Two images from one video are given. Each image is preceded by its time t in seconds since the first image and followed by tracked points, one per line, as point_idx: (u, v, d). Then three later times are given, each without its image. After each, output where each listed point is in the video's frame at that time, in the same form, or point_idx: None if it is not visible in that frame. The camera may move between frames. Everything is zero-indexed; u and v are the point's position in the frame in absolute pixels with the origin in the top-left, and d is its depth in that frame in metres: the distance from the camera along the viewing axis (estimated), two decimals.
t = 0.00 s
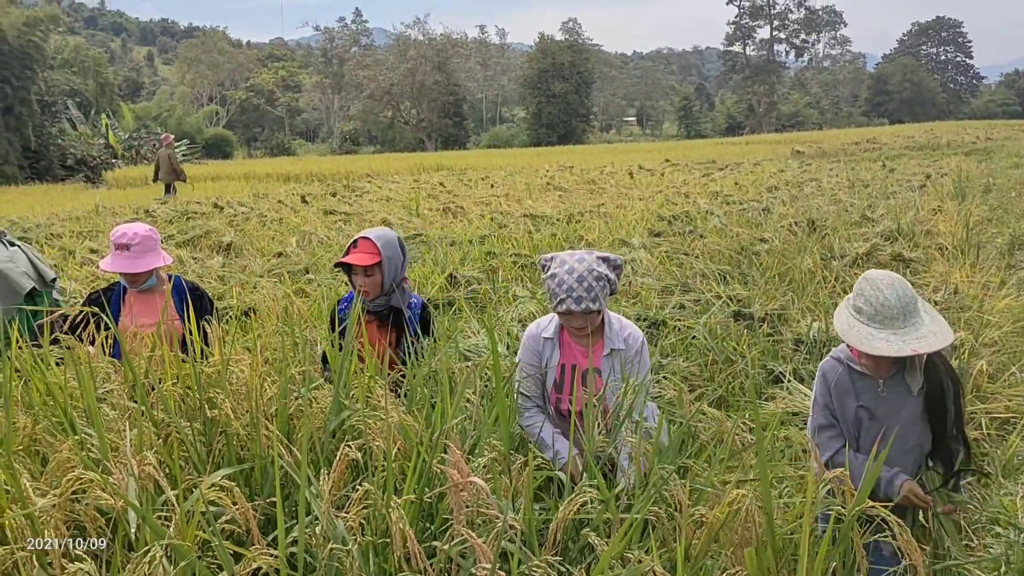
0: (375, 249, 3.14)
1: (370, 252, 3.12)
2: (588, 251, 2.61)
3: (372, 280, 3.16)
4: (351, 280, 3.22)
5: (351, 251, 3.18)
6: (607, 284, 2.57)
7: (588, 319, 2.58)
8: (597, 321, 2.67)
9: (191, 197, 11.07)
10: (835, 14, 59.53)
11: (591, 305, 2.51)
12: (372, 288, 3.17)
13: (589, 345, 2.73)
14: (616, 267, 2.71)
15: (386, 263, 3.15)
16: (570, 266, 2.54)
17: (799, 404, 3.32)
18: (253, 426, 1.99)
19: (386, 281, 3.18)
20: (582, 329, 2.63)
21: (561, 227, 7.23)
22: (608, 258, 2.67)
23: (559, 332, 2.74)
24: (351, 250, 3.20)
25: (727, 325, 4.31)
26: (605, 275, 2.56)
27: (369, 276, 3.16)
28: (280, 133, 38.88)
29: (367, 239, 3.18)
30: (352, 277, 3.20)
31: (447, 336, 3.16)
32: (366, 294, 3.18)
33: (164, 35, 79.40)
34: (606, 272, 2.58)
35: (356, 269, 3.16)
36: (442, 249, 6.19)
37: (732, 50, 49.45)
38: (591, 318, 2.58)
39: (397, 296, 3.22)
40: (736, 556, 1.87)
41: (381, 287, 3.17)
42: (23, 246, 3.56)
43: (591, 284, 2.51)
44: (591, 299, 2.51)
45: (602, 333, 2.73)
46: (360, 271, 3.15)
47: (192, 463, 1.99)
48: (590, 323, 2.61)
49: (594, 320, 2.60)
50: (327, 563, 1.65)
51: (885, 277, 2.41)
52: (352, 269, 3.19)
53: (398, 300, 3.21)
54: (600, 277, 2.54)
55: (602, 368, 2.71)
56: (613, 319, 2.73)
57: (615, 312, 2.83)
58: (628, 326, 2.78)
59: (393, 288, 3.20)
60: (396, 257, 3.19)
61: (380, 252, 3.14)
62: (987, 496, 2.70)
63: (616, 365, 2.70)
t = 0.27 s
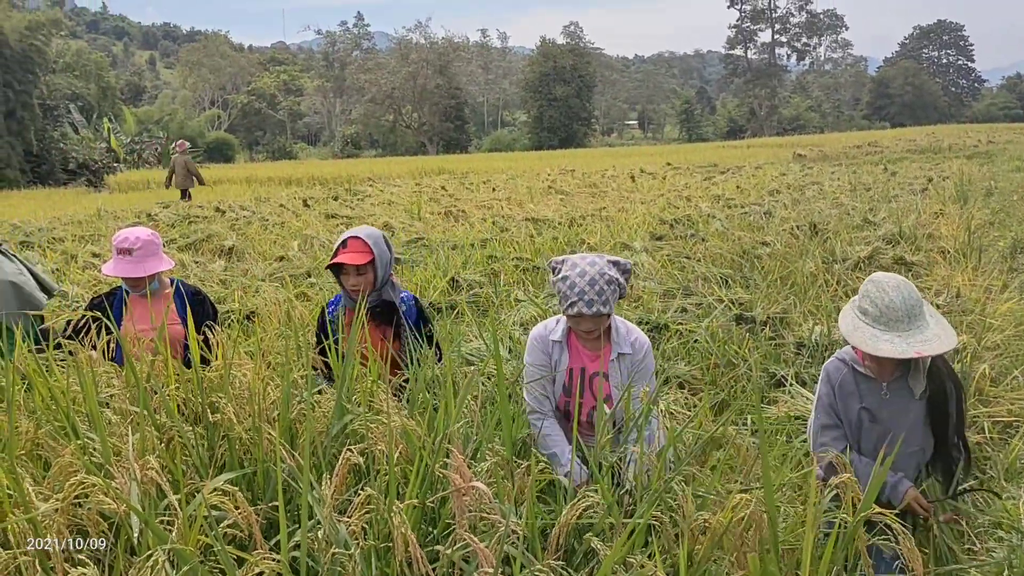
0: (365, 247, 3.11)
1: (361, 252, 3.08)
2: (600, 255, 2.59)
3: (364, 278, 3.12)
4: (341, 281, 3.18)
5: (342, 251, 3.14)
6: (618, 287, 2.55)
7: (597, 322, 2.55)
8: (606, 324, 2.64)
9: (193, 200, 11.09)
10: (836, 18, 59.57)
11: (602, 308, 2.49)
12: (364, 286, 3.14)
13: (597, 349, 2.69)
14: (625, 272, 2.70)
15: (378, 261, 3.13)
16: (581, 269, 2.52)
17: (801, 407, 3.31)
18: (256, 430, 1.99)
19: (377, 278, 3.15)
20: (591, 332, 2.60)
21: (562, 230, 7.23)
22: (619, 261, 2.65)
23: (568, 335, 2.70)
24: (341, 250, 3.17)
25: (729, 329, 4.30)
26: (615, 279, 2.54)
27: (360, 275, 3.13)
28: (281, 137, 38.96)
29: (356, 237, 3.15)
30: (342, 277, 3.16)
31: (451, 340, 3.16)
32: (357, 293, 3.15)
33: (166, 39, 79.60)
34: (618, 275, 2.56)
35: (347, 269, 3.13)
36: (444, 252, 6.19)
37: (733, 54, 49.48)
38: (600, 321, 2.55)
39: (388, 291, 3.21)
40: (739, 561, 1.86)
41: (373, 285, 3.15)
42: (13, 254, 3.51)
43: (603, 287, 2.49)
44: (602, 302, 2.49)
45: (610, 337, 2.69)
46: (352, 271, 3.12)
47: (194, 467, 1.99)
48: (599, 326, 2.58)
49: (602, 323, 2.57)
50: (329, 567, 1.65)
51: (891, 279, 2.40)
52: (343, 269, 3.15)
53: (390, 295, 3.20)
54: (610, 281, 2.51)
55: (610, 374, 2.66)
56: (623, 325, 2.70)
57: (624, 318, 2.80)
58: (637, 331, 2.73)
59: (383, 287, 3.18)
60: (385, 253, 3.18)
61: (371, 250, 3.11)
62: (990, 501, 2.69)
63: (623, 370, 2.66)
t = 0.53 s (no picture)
0: (368, 246, 3.14)
1: (367, 250, 3.10)
2: (626, 251, 2.60)
3: (365, 278, 3.13)
4: (339, 281, 3.14)
5: (344, 250, 3.12)
6: (640, 284, 2.56)
7: (613, 317, 2.56)
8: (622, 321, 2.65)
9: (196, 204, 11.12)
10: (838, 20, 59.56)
11: (621, 303, 2.50)
12: (363, 285, 3.14)
13: (608, 347, 2.70)
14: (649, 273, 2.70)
15: (378, 259, 3.17)
16: (606, 261, 2.53)
17: (804, 410, 3.30)
18: (259, 433, 1.98)
19: (376, 276, 3.18)
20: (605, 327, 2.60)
21: (565, 233, 7.24)
22: (644, 261, 2.65)
23: (580, 326, 2.71)
24: (340, 251, 3.13)
25: (731, 332, 4.30)
26: (639, 276, 2.55)
27: (362, 273, 3.13)
28: (284, 140, 39.03)
29: (356, 237, 3.16)
30: (342, 277, 3.12)
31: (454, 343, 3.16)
32: (355, 292, 3.14)
33: (168, 43, 79.74)
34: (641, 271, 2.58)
35: (350, 268, 3.11)
36: (446, 255, 6.20)
37: (736, 57, 49.49)
38: (617, 316, 2.56)
39: (383, 287, 3.21)
40: (741, 564, 1.85)
41: (373, 282, 3.15)
42: None
43: (626, 281, 2.50)
44: (622, 297, 2.50)
45: (622, 335, 2.70)
46: (355, 269, 3.11)
47: (197, 470, 1.99)
48: (616, 323, 2.59)
49: (619, 320, 2.58)
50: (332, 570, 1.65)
51: (896, 281, 2.40)
52: (343, 269, 3.12)
53: (384, 289, 3.19)
54: (634, 277, 2.52)
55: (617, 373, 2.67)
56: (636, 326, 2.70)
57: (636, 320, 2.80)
58: (649, 335, 2.73)
59: (379, 284, 3.19)
60: (382, 251, 3.21)
61: (373, 248, 3.15)
62: (993, 503, 2.68)
63: (632, 370, 2.66)
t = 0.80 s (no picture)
0: (390, 253, 3.12)
1: (391, 259, 3.09)
2: (632, 260, 2.61)
3: (383, 285, 3.12)
4: (357, 286, 3.09)
5: (369, 258, 3.06)
6: (647, 295, 2.57)
7: (622, 328, 2.57)
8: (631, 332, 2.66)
9: (199, 207, 11.13)
10: (840, 22, 59.52)
11: (628, 314, 2.51)
12: (380, 290, 3.13)
13: (621, 356, 2.71)
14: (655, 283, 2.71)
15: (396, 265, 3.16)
16: (610, 272, 2.54)
17: (808, 411, 3.29)
18: (263, 437, 1.98)
19: (390, 281, 3.18)
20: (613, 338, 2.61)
21: (567, 235, 7.24)
22: (652, 270, 2.66)
23: (592, 338, 2.71)
24: (366, 258, 3.06)
25: (734, 334, 4.29)
26: (646, 286, 2.55)
27: (382, 280, 3.12)
28: (286, 143, 39.08)
29: (378, 243, 3.11)
30: (363, 283, 3.08)
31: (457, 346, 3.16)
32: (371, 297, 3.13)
33: (171, 46, 79.92)
34: (649, 282, 2.58)
35: (375, 276, 3.07)
36: (449, 258, 6.20)
37: (738, 59, 49.48)
38: (625, 327, 2.57)
39: (392, 291, 3.21)
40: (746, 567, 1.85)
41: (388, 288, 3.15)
42: None
43: (632, 292, 2.51)
44: (630, 308, 2.50)
45: (633, 345, 2.71)
46: (378, 277, 3.08)
47: (201, 474, 1.99)
48: (624, 333, 2.60)
49: (626, 331, 2.59)
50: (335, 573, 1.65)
51: (894, 281, 2.39)
52: (366, 276, 3.07)
53: (394, 294, 3.19)
54: (639, 286, 2.53)
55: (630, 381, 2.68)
56: (648, 335, 2.71)
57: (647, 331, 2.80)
58: (661, 344, 2.74)
59: (391, 289, 3.19)
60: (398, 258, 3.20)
61: (393, 255, 3.14)
62: (998, 505, 2.66)
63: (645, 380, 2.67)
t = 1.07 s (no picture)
0: (407, 259, 3.14)
1: (408, 266, 3.11)
2: (659, 262, 2.64)
3: (397, 290, 3.15)
4: (372, 288, 3.12)
5: (387, 263, 3.08)
6: (670, 298, 2.61)
7: (641, 328, 2.63)
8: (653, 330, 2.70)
9: (199, 210, 11.15)
10: (840, 23, 59.56)
11: (647, 316, 2.56)
12: (394, 294, 3.17)
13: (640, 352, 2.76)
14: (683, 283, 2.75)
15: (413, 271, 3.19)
16: (636, 272, 2.59)
17: (809, 413, 3.28)
18: (263, 440, 1.98)
19: (405, 286, 3.21)
20: (632, 336, 2.67)
21: (568, 238, 7.24)
22: (679, 272, 2.69)
23: (611, 331, 2.79)
24: (384, 261, 3.08)
25: (735, 336, 4.29)
26: (669, 289, 2.59)
27: (397, 285, 3.15)
28: (286, 146, 39.14)
29: (398, 249, 3.13)
30: (378, 286, 3.11)
31: (456, 349, 3.15)
32: (385, 301, 3.17)
33: (172, 49, 80.09)
34: (673, 285, 2.62)
35: (390, 280, 3.10)
36: (449, 260, 6.20)
37: (738, 60, 49.50)
38: (644, 327, 2.62)
39: (406, 297, 3.23)
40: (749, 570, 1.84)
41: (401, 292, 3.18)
42: None
43: (653, 295, 2.55)
44: (648, 310, 2.55)
45: (653, 342, 2.76)
46: (393, 281, 3.11)
47: (202, 477, 1.99)
48: (643, 332, 2.65)
49: (647, 331, 2.63)
50: None
51: (891, 276, 2.41)
52: (381, 279, 3.10)
53: (407, 300, 3.22)
54: (662, 291, 2.57)
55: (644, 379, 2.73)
56: (670, 335, 2.75)
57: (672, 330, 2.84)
58: (681, 344, 2.77)
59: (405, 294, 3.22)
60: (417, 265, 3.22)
61: (411, 261, 3.17)
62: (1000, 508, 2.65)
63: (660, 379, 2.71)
